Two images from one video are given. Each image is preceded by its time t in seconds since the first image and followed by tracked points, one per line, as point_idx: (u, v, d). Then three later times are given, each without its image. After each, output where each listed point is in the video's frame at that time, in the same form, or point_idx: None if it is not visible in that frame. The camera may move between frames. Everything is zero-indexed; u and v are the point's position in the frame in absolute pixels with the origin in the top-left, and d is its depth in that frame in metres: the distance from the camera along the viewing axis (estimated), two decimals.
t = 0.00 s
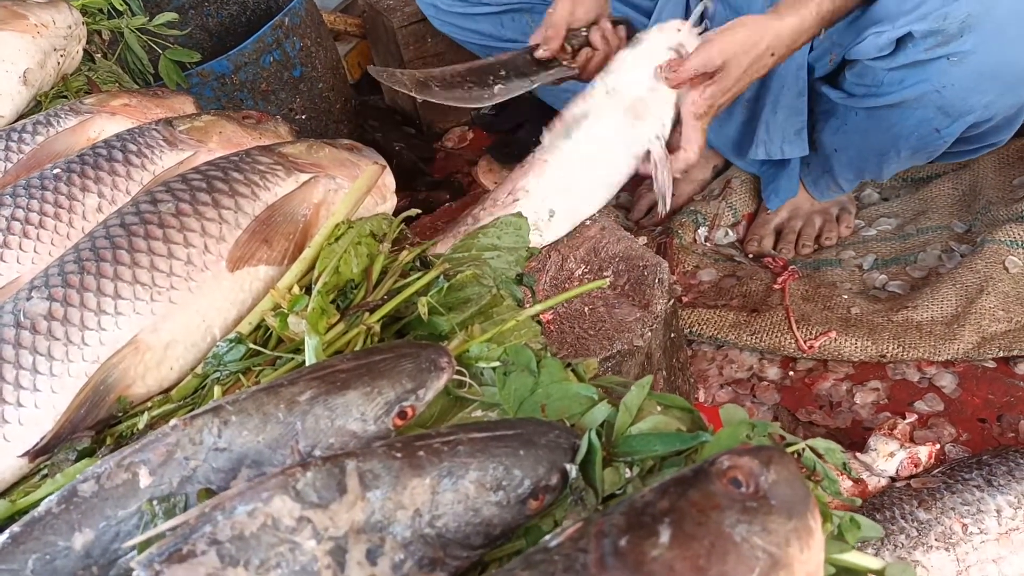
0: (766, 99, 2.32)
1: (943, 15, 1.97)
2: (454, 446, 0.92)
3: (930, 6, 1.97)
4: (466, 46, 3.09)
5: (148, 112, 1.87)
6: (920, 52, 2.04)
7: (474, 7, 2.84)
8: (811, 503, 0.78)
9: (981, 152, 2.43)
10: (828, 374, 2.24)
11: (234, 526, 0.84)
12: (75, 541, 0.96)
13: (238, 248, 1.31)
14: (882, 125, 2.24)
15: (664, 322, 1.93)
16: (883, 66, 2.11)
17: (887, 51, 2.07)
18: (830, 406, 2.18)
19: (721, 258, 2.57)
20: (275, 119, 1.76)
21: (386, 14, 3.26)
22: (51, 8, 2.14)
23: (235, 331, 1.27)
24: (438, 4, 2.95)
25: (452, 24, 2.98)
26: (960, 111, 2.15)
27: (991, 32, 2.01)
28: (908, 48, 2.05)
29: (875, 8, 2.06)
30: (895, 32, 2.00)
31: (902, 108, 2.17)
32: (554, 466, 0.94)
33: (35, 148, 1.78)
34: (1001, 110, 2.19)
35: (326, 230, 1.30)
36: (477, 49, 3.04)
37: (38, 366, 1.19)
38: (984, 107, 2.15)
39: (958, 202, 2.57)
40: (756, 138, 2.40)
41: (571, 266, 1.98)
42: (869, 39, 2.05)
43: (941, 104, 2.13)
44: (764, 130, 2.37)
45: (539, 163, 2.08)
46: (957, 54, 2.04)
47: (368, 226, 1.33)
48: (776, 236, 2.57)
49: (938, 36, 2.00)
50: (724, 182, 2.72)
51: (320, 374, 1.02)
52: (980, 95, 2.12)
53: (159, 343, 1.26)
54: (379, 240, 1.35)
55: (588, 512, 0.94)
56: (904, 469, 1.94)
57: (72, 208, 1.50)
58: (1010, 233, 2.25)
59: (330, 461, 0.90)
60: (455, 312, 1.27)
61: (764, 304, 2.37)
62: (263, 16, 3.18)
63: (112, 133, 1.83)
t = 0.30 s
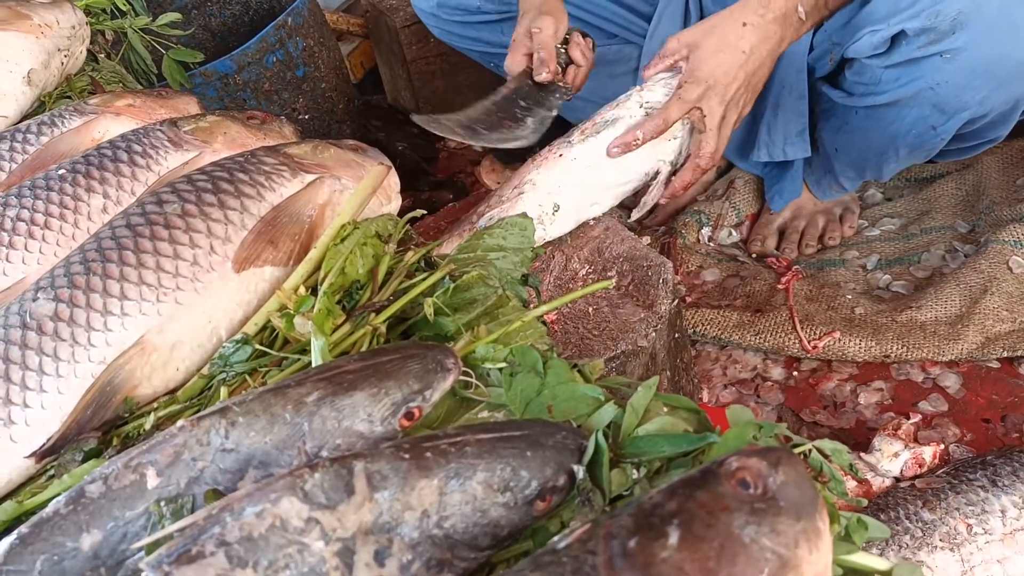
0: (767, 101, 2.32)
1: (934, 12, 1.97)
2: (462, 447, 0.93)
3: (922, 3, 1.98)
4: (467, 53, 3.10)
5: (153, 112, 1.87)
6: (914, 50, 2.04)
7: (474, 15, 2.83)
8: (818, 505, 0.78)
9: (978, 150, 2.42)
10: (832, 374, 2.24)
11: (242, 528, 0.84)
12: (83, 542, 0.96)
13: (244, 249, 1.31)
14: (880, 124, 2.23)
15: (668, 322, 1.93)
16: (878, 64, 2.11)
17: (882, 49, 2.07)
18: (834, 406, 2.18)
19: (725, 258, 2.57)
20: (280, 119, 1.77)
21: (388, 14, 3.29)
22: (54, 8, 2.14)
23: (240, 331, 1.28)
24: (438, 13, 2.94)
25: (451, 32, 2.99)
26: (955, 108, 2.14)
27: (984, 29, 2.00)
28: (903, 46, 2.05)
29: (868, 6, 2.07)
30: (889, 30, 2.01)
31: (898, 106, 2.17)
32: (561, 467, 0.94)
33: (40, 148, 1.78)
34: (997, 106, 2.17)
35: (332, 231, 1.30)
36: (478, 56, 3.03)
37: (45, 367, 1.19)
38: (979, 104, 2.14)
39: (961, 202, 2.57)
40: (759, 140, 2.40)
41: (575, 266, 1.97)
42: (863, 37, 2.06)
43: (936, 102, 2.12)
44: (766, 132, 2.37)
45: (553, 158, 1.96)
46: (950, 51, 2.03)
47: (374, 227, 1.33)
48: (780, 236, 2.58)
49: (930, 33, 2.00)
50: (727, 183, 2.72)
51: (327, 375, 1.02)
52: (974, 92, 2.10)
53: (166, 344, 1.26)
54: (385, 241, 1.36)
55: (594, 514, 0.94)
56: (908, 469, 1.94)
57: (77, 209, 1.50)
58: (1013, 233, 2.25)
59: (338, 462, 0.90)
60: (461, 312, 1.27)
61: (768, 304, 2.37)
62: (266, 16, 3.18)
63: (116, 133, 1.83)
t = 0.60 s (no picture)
0: (771, 108, 2.28)
1: (944, 23, 1.95)
2: (466, 446, 0.93)
3: (932, 13, 1.94)
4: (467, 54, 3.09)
5: (156, 112, 1.87)
6: (924, 59, 2.03)
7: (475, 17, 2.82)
8: (822, 503, 0.78)
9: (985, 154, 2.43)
10: (834, 374, 2.24)
11: (248, 525, 0.85)
12: (88, 540, 0.96)
13: (248, 248, 1.32)
14: (888, 128, 2.23)
15: (671, 321, 1.94)
16: (887, 71, 2.09)
17: (891, 57, 2.05)
18: (836, 406, 2.18)
19: (727, 257, 2.57)
20: (283, 119, 1.77)
21: (390, 14, 3.29)
22: (58, 8, 2.14)
23: (245, 330, 1.28)
24: (439, 14, 2.93)
25: (451, 32, 2.97)
26: (965, 116, 2.15)
27: (995, 38, 1.99)
28: (912, 55, 2.04)
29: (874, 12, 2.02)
30: (899, 41, 1.98)
31: (907, 112, 2.17)
32: (565, 465, 0.95)
33: (43, 148, 1.79)
34: (1007, 113, 2.18)
35: (335, 230, 1.30)
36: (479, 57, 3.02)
37: (50, 365, 1.20)
38: (989, 112, 2.15)
39: (963, 201, 2.57)
40: (763, 147, 2.38)
41: (577, 265, 1.98)
42: (872, 45, 2.02)
43: (946, 109, 2.13)
44: (771, 139, 2.35)
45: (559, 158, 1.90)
46: (960, 61, 2.03)
47: (377, 226, 1.33)
48: (782, 235, 2.59)
49: (940, 44, 1.99)
50: (729, 182, 2.72)
51: (331, 373, 1.03)
52: (984, 100, 2.11)
53: (170, 343, 1.26)
54: (388, 240, 1.36)
55: (598, 512, 0.95)
56: (910, 468, 1.94)
57: (81, 208, 1.50)
58: (1015, 232, 2.26)
59: (343, 460, 0.90)
60: (465, 311, 1.28)
61: (770, 304, 2.37)
62: (268, 16, 3.18)
63: (120, 133, 1.84)
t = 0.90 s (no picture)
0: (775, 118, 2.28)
1: (949, 39, 1.96)
2: (471, 445, 0.93)
3: (938, 29, 1.96)
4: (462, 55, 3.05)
5: (159, 111, 1.87)
6: (929, 73, 2.05)
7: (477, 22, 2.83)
8: (829, 503, 0.78)
9: (993, 158, 2.40)
10: (836, 373, 2.24)
11: (253, 525, 0.84)
12: (93, 539, 0.96)
13: (251, 247, 1.32)
14: (891, 135, 2.24)
15: (673, 321, 1.94)
16: (893, 81, 2.11)
17: (897, 70, 2.07)
18: (838, 405, 2.18)
19: (729, 257, 2.57)
20: (286, 118, 1.77)
21: (392, 13, 3.28)
22: (60, 7, 2.14)
23: (248, 330, 1.28)
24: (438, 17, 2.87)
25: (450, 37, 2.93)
26: (970, 128, 2.16)
27: (1000, 55, 2.00)
28: (917, 68, 2.06)
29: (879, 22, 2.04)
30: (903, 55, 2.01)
31: (911, 122, 2.19)
32: (570, 465, 0.95)
33: (46, 148, 1.78)
34: (1013, 126, 2.20)
35: (338, 230, 1.30)
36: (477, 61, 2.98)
37: (53, 365, 1.19)
38: (995, 124, 2.16)
39: (965, 201, 2.57)
40: (768, 154, 2.36)
41: (579, 265, 1.98)
42: (878, 57, 2.05)
43: (951, 122, 2.15)
44: (774, 146, 2.34)
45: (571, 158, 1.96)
46: (965, 76, 2.04)
47: (381, 226, 1.32)
48: (784, 235, 2.57)
49: (945, 59, 2.01)
50: (732, 182, 2.71)
51: (335, 373, 1.03)
52: (990, 114, 2.13)
53: (174, 342, 1.26)
54: (392, 240, 1.35)
55: (604, 511, 0.94)
56: (913, 468, 1.94)
57: (83, 207, 1.50)
58: (1018, 232, 2.26)
59: (348, 460, 0.90)
60: (468, 311, 1.28)
61: (772, 304, 2.37)
62: (270, 15, 3.18)
63: (123, 132, 1.84)
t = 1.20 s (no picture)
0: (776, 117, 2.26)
1: (954, 36, 1.96)
2: (473, 444, 0.93)
3: (943, 27, 1.96)
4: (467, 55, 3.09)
5: (160, 110, 1.87)
6: (933, 71, 2.05)
7: (478, 21, 2.85)
8: (830, 501, 0.78)
9: (993, 158, 2.41)
10: (837, 372, 2.24)
11: (256, 523, 0.85)
12: (95, 538, 0.96)
13: (253, 246, 1.32)
14: (893, 133, 2.25)
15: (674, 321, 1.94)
16: (897, 79, 2.11)
17: (900, 68, 2.07)
18: (839, 404, 2.18)
19: (729, 256, 2.57)
20: (287, 118, 1.77)
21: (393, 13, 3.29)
22: (61, 6, 2.14)
23: (250, 328, 1.28)
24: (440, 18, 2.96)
25: (451, 36, 2.99)
26: (974, 125, 2.16)
27: (1005, 52, 2.00)
28: (921, 66, 2.06)
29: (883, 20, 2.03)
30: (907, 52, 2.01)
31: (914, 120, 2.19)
32: (571, 463, 0.95)
33: (47, 147, 1.79)
34: (1016, 124, 2.19)
35: (340, 229, 1.30)
36: (478, 58, 3.04)
37: (55, 364, 1.20)
38: (999, 122, 2.16)
39: (965, 200, 2.57)
40: (767, 152, 2.34)
41: (580, 264, 1.98)
42: (882, 55, 2.05)
43: (954, 119, 2.15)
44: (774, 144, 2.32)
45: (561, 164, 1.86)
46: (970, 74, 2.04)
47: (382, 225, 1.33)
48: (785, 234, 2.58)
49: (950, 56, 2.00)
50: (732, 181, 2.71)
51: (337, 372, 1.03)
52: (994, 112, 2.12)
53: (176, 341, 1.26)
54: (393, 238, 1.36)
55: (605, 510, 0.94)
56: (914, 467, 1.94)
57: (85, 207, 1.50)
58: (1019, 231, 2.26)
59: (350, 458, 0.90)
60: (469, 310, 1.28)
61: (773, 303, 2.37)
62: (271, 15, 3.18)
63: (124, 131, 1.84)
